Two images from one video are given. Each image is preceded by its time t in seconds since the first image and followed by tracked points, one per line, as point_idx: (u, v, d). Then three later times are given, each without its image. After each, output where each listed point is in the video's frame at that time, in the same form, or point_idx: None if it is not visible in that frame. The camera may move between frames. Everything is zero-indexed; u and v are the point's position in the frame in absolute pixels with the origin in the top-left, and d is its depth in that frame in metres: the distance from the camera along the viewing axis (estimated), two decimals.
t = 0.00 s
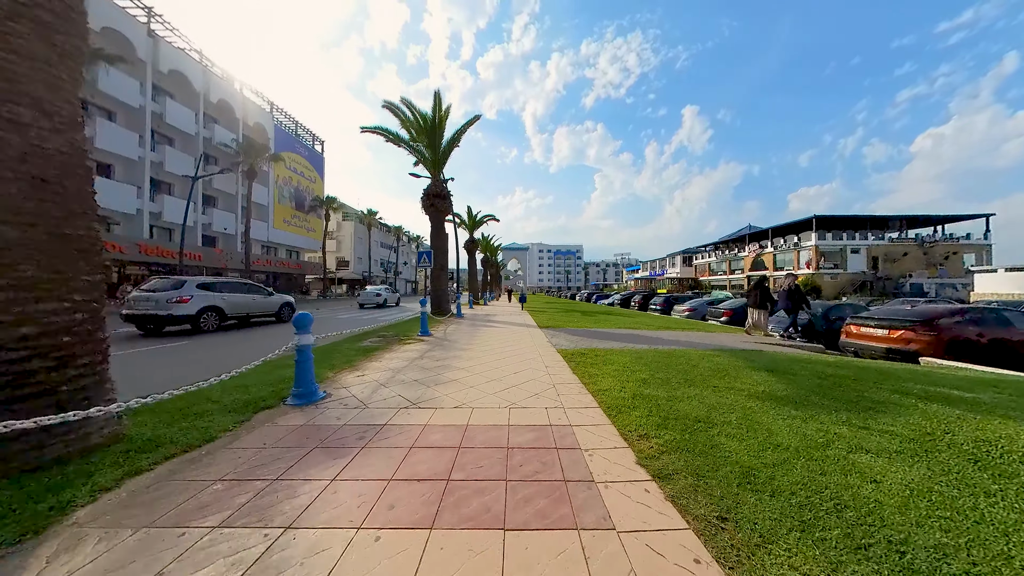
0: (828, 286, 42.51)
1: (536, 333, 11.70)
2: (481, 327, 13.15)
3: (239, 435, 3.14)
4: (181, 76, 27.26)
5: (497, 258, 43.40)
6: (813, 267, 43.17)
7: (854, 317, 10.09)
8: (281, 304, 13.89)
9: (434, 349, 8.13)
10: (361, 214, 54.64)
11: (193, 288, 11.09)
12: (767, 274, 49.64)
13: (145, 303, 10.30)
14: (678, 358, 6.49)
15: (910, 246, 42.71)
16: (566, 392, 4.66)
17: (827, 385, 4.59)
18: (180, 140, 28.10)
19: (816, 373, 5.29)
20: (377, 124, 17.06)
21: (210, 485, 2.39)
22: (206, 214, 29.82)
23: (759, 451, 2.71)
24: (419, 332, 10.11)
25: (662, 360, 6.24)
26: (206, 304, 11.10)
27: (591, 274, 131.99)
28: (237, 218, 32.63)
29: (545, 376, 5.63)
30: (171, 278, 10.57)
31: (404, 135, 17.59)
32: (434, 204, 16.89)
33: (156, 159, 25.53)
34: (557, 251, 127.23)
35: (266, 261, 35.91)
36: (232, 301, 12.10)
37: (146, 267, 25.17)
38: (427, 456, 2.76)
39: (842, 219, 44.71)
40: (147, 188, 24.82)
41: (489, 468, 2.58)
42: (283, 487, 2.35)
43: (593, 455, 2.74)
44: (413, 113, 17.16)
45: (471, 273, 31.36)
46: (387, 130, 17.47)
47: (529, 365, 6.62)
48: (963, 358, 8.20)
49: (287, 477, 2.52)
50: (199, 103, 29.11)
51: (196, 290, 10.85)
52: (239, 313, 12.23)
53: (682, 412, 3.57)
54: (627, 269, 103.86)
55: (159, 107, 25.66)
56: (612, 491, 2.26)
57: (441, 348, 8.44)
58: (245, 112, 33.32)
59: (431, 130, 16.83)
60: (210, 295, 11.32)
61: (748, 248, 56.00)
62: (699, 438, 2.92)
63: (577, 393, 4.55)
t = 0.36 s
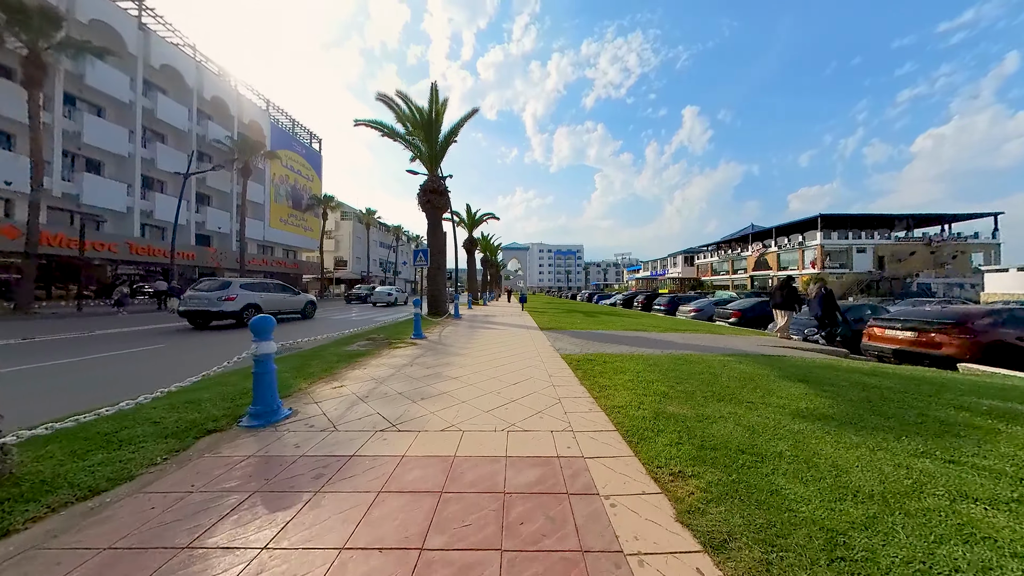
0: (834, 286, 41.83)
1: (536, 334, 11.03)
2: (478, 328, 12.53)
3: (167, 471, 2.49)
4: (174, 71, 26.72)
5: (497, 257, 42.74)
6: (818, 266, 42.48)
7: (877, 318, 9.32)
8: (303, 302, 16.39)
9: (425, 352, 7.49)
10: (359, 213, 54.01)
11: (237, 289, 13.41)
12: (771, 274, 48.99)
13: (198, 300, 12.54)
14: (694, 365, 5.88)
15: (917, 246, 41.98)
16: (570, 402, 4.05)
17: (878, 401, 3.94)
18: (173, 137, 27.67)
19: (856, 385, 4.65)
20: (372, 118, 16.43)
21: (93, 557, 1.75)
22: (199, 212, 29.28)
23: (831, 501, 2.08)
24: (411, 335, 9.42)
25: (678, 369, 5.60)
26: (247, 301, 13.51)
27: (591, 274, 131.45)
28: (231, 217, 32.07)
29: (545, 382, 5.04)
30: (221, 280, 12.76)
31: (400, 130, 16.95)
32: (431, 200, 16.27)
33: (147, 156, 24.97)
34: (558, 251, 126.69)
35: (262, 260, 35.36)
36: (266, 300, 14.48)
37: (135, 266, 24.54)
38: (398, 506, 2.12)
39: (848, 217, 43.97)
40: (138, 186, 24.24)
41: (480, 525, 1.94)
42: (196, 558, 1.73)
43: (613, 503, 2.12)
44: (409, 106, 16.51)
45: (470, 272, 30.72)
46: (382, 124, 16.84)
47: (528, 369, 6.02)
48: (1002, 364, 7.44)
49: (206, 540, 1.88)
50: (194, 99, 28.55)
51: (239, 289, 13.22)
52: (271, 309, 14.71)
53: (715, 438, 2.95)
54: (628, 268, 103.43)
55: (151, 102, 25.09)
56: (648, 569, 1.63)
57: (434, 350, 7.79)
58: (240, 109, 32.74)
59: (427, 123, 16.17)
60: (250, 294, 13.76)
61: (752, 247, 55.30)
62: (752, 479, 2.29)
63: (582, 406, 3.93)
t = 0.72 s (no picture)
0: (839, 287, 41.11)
1: (538, 339, 10.34)
2: (476, 332, 11.87)
3: (43, 542, 1.85)
4: (167, 67, 26.19)
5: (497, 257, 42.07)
6: (824, 267, 41.75)
7: (904, 319, 8.02)
8: (326, 302, 18.14)
9: (416, 359, 6.84)
10: (358, 212, 53.40)
11: (272, 290, 15.31)
12: (775, 274, 48.38)
13: (242, 300, 14.26)
14: (717, 376, 5.21)
15: (924, 245, 41.22)
16: (579, 430, 3.36)
17: (953, 428, 3.28)
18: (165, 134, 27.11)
19: (913, 404, 3.99)
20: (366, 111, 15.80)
21: None
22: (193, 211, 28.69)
23: None
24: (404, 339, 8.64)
25: (700, 381, 4.93)
26: (282, 301, 15.18)
27: (592, 275, 131.00)
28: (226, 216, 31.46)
29: (548, 399, 4.37)
30: (258, 282, 14.62)
31: (395, 124, 16.32)
32: (427, 197, 15.61)
33: (138, 152, 24.40)
34: (558, 251, 126.21)
35: (257, 260, 34.77)
36: (296, 299, 16.26)
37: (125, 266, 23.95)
38: None
39: (854, 216, 43.27)
40: (129, 183, 23.67)
41: None
42: None
43: None
44: (405, 99, 15.89)
45: (470, 272, 30.09)
46: (377, 119, 16.21)
47: (528, 381, 5.34)
48: None
49: None
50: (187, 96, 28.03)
51: (275, 290, 14.88)
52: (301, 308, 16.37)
53: (776, 487, 2.28)
54: (629, 269, 102.91)
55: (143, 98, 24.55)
56: None
57: (426, 357, 7.14)
58: (235, 106, 32.15)
59: (424, 117, 15.53)
60: (283, 294, 15.43)
61: (755, 247, 54.67)
62: (855, 566, 1.62)
63: (594, 434, 3.25)
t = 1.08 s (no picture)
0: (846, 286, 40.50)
1: (543, 342, 9.66)
2: (477, 334, 11.22)
3: None
4: (159, 61, 25.62)
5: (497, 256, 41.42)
6: (830, 266, 41.10)
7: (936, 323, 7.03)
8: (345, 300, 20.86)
9: (410, 366, 6.17)
10: (357, 211, 52.75)
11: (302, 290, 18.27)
12: (779, 274, 47.68)
13: (277, 299, 17.21)
14: (751, 388, 4.57)
15: (932, 244, 40.52)
16: (605, 464, 2.65)
17: None
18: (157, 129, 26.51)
19: (997, 426, 3.33)
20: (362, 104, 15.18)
21: None
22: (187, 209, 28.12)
23: None
24: (398, 342, 7.98)
25: (733, 395, 4.28)
26: (309, 299, 18.04)
27: (593, 274, 130.29)
28: (221, 214, 30.87)
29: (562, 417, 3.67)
30: (291, 284, 17.56)
31: (393, 118, 15.70)
32: (425, 192, 14.97)
33: (130, 149, 23.82)
34: (559, 251, 125.43)
35: (254, 259, 34.25)
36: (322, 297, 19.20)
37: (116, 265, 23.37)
38: None
39: (861, 215, 42.48)
40: (120, 180, 23.08)
41: None
42: None
43: None
44: (402, 91, 15.22)
45: (470, 272, 29.44)
46: (374, 112, 15.60)
47: (535, 391, 4.66)
48: None
49: None
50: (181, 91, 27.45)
51: (304, 290, 17.75)
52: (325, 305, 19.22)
53: (895, 565, 1.63)
54: (630, 269, 102.16)
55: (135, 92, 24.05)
56: None
57: (422, 362, 6.47)
58: (231, 102, 31.58)
59: (422, 109, 14.90)
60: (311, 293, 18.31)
61: (759, 246, 53.90)
62: None
63: (626, 470, 2.53)
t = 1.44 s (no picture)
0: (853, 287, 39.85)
1: (545, 345, 8.99)
2: (474, 336, 10.58)
3: None
4: (151, 56, 25.09)
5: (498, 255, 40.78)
6: (836, 266, 40.40)
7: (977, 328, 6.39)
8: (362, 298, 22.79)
9: (399, 373, 5.53)
10: (356, 210, 52.11)
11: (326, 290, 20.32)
12: (784, 273, 46.99)
13: (305, 298, 19.39)
14: (792, 404, 3.92)
15: (941, 244, 39.83)
16: (636, 519, 1.99)
17: None
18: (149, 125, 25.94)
19: None
20: (357, 96, 14.57)
21: None
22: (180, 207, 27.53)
23: None
24: (390, 346, 7.29)
25: (773, 413, 3.64)
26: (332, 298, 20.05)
27: (593, 274, 129.60)
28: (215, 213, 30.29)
29: (574, 444, 3.00)
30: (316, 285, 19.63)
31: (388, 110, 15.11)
32: (421, 188, 14.36)
33: (120, 145, 23.26)
34: (559, 251, 124.79)
35: (249, 259, 33.63)
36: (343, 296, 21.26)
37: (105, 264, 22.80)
38: None
39: (867, 214, 41.78)
40: (110, 177, 22.51)
41: None
42: None
43: None
44: (398, 82, 14.60)
45: (469, 271, 28.83)
46: (369, 104, 15.02)
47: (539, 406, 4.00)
48: None
49: None
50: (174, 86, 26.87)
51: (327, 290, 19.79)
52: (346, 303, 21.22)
53: None
54: (631, 269, 101.45)
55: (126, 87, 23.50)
56: None
57: (412, 369, 5.82)
58: (225, 99, 31.05)
59: (418, 101, 14.28)
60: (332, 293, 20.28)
61: (762, 246, 53.19)
62: None
63: (666, 532, 1.88)
